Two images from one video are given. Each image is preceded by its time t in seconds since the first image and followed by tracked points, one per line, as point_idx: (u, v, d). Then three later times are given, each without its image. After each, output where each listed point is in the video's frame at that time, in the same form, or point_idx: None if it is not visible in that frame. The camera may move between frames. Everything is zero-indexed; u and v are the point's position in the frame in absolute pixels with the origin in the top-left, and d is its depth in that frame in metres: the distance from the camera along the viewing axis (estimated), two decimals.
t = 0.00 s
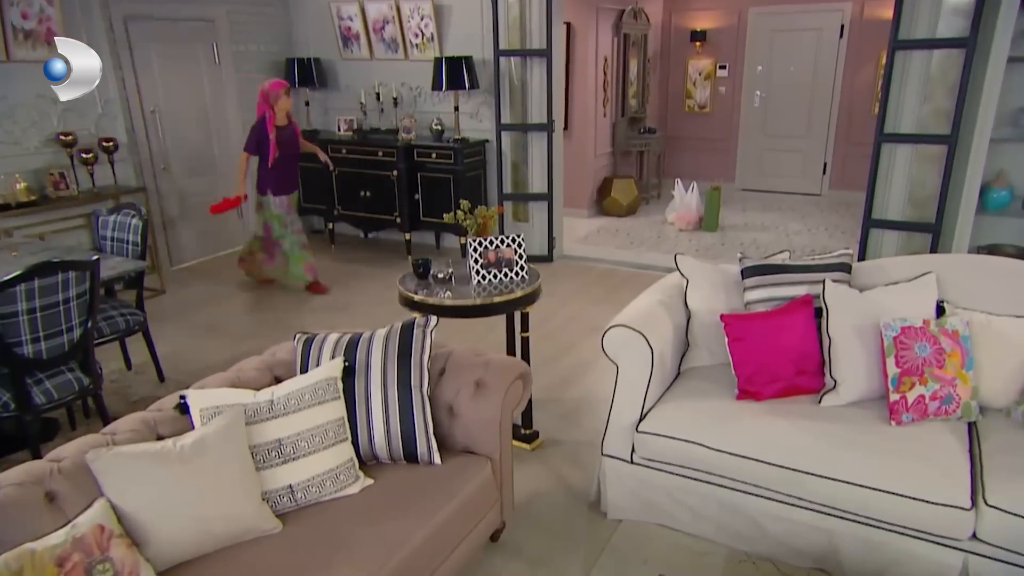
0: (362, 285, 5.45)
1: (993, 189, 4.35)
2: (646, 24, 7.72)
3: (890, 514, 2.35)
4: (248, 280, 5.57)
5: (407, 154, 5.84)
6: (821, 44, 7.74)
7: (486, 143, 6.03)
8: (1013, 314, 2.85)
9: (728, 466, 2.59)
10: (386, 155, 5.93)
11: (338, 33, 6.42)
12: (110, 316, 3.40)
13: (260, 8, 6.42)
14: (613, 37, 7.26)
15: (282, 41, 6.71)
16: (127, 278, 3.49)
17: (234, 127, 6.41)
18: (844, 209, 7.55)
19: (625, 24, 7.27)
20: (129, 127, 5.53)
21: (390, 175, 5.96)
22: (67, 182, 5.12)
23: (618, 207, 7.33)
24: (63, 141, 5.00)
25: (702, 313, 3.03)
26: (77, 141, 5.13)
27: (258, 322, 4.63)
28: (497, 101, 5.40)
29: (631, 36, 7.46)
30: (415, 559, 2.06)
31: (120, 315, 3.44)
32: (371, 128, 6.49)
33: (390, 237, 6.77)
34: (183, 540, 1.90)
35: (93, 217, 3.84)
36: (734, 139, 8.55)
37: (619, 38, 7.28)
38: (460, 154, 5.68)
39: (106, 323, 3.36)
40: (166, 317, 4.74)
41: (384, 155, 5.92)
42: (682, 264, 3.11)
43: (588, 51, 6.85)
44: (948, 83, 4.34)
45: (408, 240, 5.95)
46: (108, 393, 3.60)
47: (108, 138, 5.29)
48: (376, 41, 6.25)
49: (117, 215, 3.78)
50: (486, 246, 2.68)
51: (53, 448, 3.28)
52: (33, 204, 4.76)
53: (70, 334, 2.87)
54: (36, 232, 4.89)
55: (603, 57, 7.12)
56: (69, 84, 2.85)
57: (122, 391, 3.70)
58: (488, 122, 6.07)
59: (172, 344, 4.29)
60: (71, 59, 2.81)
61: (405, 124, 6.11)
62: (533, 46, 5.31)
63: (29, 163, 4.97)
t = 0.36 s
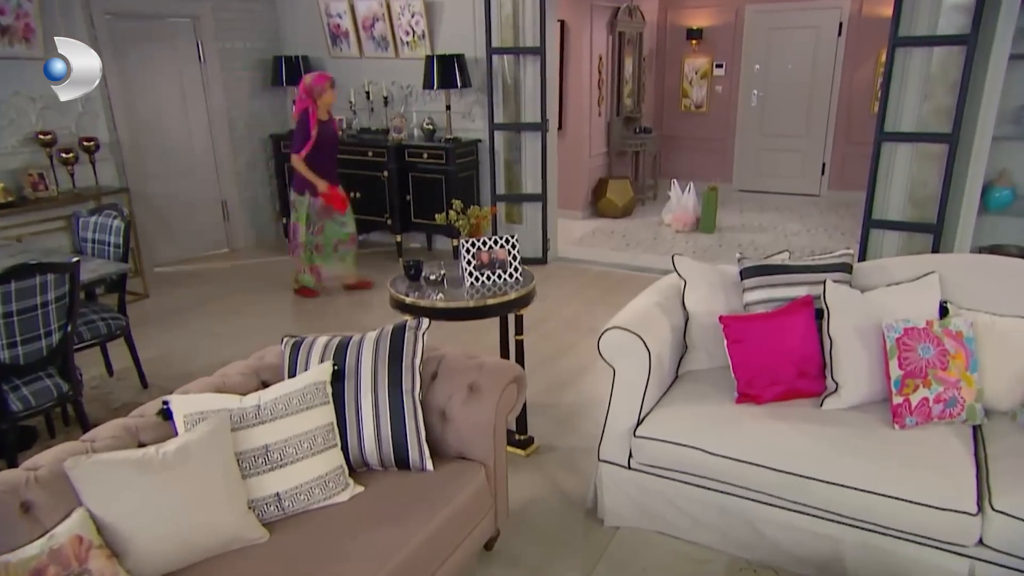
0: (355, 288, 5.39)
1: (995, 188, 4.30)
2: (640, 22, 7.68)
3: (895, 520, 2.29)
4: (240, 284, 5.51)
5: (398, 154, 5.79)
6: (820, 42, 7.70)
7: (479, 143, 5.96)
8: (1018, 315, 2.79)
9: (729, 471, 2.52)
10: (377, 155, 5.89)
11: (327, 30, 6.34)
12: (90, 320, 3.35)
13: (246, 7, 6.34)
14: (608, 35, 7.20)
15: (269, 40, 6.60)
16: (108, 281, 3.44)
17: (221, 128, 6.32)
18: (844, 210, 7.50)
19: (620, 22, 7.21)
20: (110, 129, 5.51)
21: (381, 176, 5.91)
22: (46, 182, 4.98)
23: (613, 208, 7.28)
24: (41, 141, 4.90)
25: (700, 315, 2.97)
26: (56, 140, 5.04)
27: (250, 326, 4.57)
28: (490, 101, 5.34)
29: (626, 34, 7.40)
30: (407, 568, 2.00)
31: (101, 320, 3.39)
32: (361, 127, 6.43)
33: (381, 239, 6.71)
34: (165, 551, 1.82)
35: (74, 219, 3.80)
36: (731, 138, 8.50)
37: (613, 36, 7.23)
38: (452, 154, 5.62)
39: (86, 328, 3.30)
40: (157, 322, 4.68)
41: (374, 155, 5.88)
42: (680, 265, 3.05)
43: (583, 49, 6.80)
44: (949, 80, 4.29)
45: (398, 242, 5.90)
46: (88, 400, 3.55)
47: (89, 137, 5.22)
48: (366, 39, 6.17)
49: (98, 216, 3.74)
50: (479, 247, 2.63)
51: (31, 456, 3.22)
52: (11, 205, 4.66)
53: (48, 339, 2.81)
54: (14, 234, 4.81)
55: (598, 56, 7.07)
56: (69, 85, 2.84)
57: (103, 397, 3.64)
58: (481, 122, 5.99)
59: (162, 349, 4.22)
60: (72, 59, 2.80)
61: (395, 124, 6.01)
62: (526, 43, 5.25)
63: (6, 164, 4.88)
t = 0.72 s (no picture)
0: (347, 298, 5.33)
1: (996, 194, 4.25)
2: (634, 26, 7.66)
3: (898, 533, 2.22)
4: (230, 293, 5.45)
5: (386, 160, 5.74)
6: (816, 46, 7.68)
7: (470, 148, 5.89)
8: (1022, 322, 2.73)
9: (727, 484, 2.46)
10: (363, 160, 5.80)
11: (314, 35, 6.30)
12: (66, 331, 3.29)
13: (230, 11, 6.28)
14: (601, 40, 7.17)
15: (253, 43, 6.54)
16: (84, 290, 3.38)
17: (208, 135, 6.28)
18: (843, 216, 7.46)
19: (613, 27, 7.17)
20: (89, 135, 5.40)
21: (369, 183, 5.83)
22: (21, 189, 4.89)
23: (607, 215, 7.21)
24: (17, 146, 4.76)
25: (696, 323, 2.90)
26: (32, 145, 4.89)
27: (240, 337, 4.50)
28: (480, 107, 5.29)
29: (620, 38, 7.36)
30: None
31: (78, 331, 3.33)
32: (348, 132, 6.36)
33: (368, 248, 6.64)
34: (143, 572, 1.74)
35: (51, 227, 3.77)
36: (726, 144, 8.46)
37: (607, 40, 7.21)
38: (442, 161, 5.54)
39: (62, 340, 3.24)
40: (145, 332, 4.62)
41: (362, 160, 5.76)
42: (676, 272, 3.00)
43: (575, 53, 6.76)
44: (948, 84, 4.25)
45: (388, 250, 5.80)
46: (64, 414, 3.48)
47: (66, 142, 5.07)
48: (354, 43, 6.12)
49: (75, 224, 3.71)
50: (469, 255, 2.57)
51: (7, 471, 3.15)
52: None
53: (22, 350, 2.75)
54: None
55: (591, 61, 7.03)
56: (69, 86, 2.72)
57: (80, 412, 3.57)
58: (471, 127, 5.91)
59: (150, 360, 4.16)
60: (72, 59, 2.68)
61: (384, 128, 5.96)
62: (517, 47, 5.22)
63: None
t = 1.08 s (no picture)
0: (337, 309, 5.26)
1: (994, 200, 4.21)
2: (625, 32, 7.64)
3: (899, 548, 2.16)
4: (218, 304, 5.37)
5: (372, 166, 5.62)
6: (809, 52, 7.66)
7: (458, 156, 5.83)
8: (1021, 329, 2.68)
9: (722, 498, 2.39)
10: (349, 168, 5.71)
11: (297, 39, 6.24)
12: (37, 343, 3.23)
13: (211, 13, 6.23)
14: (591, 45, 7.15)
15: (236, 48, 6.47)
16: (56, 300, 3.31)
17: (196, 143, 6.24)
18: (838, 224, 7.42)
19: (603, 31, 7.16)
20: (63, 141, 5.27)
21: (355, 191, 5.73)
22: None
23: (599, 223, 7.16)
24: None
25: (689, 332, 2.84)
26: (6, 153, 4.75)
27: (227, 348, 4.43)
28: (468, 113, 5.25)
29: (611, 43, 7.35)
30: None
31: (49, 343, 3.26)
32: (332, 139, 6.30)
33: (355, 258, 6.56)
34: None
35: (22, 235, 3.72)
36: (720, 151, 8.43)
37: (598, 46, 7.20)
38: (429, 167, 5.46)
39: (33, 352, 3.18)
40: (131, 344, 4.54)
41: (346, 168, 5.72)
42: (668, 280, 2.94)
43: (565, 59, 6.73)
44: (944, 90, 4.23)
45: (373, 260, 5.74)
46: (35, 430, 3.41)
47: (40, 149, 4.92)
48: (339, 48, 6.08)
49: (47, 232, 3.66)
50: (457, 262, 2.52)
51: None
52: None
53: None
54: None
55: (581, 66, 7.01)
56: (69, 86, 2.78)
57: (51, 427, 3.50)
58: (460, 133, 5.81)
59: (135, 374, 4.09)
60: (72, 59, 2.74)
61: (371, 134, 5.91)
62: (506, 53, 5.20)
63: None
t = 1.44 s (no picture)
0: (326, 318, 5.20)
1: (991, 205, 4.16)
2: (616, 35, 7.62)
3: (898, 560, 2.10)
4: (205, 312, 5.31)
5: (357, 173, 5.54)
6: (803, 55, 7.64)
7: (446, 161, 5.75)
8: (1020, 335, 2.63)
9: (717, 509, 2.33)
10: (333, 174, 5.62)
11: (280, 42, 6.18)
12: (7, 356, 3.16)
13: (190, 14, 6.15)
14: (581, 49, 7.11)
15: (217, 51, 6.42)
16: (26, 311, 3.22)
17: (183, 152, 6.23)
18: (833, 231, 7.38)
19: (594, 34, 7.15)
20: (36, 145, 5.15)
21: (339, 198, 5.65)
22: None
23: (590, 231, 7.10)
24: None
25: (682, 339, 2.79)
26: None
27: (214, 358, 4.36)
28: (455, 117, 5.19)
29: (601, 47, 7.33)
30: None
31: (19, 355, 3.19)
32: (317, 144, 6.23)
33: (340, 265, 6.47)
34: None
35: None
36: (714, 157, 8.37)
37: (588, 49, 7.17)
38: (416, 174, 5.36)
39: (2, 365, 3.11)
40: (116, 355, 4.46)
41: (331, 174, 5.62)
42: (660, 287, 2.88)
43: (554, 63, 6.69)
44: (940, 93, 4.19)
45: (359, 267, 5.65)
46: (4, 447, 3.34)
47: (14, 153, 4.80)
48: (322, 51, 6.02)
49: (18, 239, 3.62)
50: (443, 269, 2.45)
51: None
52: None
53: None
54: None
55: (571, 71, 6.97)
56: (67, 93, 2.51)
57: (22, 443, 3.43)
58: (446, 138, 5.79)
59: (120, 385, 4.01)
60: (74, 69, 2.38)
61: (356, 140, 5.84)
62: (494, 55, 5.16)
63: None
